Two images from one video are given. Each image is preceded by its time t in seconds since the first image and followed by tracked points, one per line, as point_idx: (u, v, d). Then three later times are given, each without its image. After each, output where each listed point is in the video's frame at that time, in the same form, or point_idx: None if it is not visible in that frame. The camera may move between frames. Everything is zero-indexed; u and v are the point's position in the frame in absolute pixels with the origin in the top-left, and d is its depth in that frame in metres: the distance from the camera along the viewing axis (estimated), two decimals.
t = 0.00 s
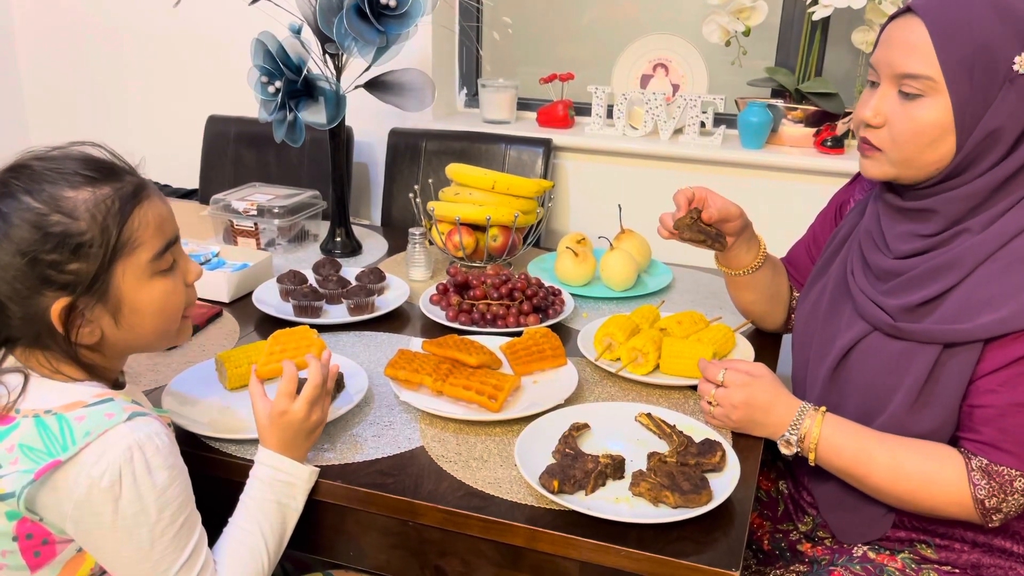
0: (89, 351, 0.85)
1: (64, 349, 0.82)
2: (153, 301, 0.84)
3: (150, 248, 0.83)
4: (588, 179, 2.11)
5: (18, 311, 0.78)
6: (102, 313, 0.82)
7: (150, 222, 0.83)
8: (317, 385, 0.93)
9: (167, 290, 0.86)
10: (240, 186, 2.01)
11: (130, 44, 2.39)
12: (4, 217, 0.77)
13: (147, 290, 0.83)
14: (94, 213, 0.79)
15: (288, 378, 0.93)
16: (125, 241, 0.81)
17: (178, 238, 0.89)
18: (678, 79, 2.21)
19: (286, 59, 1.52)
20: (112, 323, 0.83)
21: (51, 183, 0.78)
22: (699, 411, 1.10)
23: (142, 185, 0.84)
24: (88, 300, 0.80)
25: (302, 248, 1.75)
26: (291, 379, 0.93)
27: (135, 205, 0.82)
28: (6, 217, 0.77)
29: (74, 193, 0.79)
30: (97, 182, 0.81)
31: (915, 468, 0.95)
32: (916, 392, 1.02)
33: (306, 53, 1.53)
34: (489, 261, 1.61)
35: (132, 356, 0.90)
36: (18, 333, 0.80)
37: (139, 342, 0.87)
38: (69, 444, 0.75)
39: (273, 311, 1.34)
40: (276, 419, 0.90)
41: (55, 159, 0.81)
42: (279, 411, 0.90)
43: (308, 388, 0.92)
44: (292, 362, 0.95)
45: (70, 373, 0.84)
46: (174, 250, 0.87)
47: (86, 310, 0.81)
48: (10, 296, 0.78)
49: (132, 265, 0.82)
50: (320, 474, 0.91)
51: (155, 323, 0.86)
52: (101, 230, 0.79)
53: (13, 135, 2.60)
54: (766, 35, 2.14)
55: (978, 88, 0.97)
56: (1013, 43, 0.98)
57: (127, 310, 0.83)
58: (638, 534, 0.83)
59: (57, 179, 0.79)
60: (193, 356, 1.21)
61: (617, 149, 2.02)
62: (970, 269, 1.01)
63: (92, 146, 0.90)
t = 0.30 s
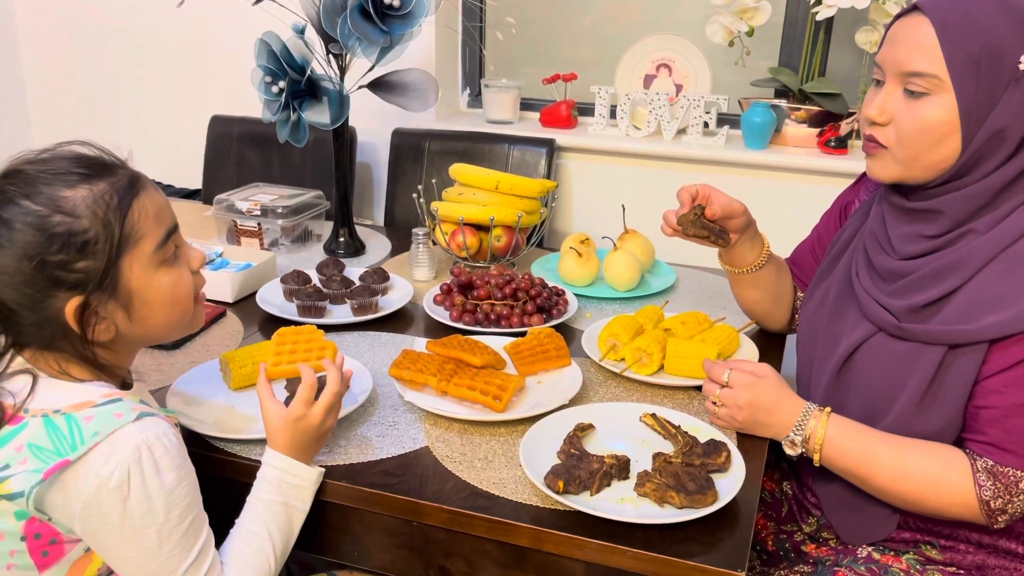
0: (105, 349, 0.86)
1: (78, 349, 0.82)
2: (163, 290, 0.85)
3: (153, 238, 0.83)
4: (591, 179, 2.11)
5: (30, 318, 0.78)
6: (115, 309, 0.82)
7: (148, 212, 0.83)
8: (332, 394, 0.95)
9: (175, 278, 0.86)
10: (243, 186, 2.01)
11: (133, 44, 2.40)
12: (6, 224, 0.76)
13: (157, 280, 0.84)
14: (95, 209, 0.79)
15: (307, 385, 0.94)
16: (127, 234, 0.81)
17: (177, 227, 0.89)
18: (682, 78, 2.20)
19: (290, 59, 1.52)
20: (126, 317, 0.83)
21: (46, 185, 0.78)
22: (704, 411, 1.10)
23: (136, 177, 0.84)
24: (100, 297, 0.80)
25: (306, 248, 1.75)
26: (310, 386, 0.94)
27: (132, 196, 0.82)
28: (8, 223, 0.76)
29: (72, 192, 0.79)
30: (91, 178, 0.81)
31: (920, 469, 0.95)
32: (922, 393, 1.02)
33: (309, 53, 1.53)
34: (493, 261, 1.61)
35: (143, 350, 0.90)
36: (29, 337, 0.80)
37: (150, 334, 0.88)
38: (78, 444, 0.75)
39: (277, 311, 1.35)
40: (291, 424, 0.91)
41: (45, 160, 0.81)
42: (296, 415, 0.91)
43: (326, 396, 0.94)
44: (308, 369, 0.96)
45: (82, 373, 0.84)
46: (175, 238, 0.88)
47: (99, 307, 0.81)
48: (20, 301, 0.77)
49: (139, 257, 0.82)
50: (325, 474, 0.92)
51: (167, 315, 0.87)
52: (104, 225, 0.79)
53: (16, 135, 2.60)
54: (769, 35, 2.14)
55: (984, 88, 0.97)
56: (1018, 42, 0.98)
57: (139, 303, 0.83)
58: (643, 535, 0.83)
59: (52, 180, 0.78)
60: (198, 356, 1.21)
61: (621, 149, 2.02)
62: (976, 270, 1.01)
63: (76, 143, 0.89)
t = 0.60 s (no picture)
0: (104, 351, 0.85)
1: (77, 350, 0.82)
2: (165, 295, 0.85)
3: (158, 243, 0.84)
4: (592, 181, 2.11)
5: (32, 315, 0.78)
6: (115, 310, 0.82)
7: (155, 218, 0.84)
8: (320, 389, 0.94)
9: (177, 285, 0.86)
10: (244, 188, 2.01)
11: (134, 45, 2.40)
12: (15, 219, 0.77)
13: (158, 285, 0.84)
14: (103, 210, 0.79)
15: (291, 384, 0.93)
16: (133, 237, 0.81)
17: (182, 235, 0.89)
18: (682, 80, 2.20)
19: (291, 61, 1.52)
20: (126, 320, 0.83)
21: (56, 184, 0.79)
22: (704, 414, 1.10)
23: (145, 182, 0.85)
24: (102, 298, 0.80)
25: (307, 250, 1.75)
26: (294, 386, 0.94)
27: (140, 201, 0.82)
28: (16, 219, 0.77)
29: (81, 192, 0.79)
30: (102, 180, 0.81)
31: (919, 472, 0.95)
32: (922, 397, 1.02)
33: (310, 55, 1.54)
34: (494, 263, 1.61)
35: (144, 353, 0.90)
36: (30, 336, 0.80)
37: (150, 337, 0.88)
38: (78, 446, 0.75)
39: (278, 313, 1.34)
40: (279, 424, 0.91)
41: (57, 160, 0.81)
42: (281, 415, 0.91)
43: (311, 393, 0.93)
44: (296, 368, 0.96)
45: (83, 376, 0.84)
46: (179, 246, 0.88)
47: (100, 308, 0.81)
48: (22, 300, 0.78)
49: (142, 261, 0.82)
50: (325, 477, 0.92)
51: (168, 320, 0.86)
52: (111, 227, 0.79)
53: (17, 137, 2.60)
54: (770, 37, 2.14)
55: (983, 91, 0.97)
56: (1018, 45, 0.97)
57: (139, 306, 0.83)
58: (644, 537, 0.83)
59: (63, 179, 0.79)
60: (199, 358, 1.21)
61: (622, 151, 2.02)
62: (976, 274, 1.01)
63: (89, 147, 0.89)
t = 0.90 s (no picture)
0: (102, 351, 0.85)
1: (76, 351, 0.82)
2: (163, 297, 0.84)
3: (156, 242, 0.83)
4: (593, 182, 2.11)
5: (30, 314, 0.79)
6: (112, 311, 0.82)
7: (154, 217, 0.83)
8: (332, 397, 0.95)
9: (176, 285, 0.86)
10: (245, 189, 2.01)
11: (136, 47, 2.40)
12: (14, 219, 0.77)
13: (157, 286, 0.84)
14: (100, 210, 0.79)
15: (307, 388, 0.93)
16: (131, 237, 0.81)
17: (184, 234, 0.89)
18: (683, 81, 2.20)
19: (291, 62, 1.52)
20: (124, 320, 0.83)
21: (56, 184, 0.79)
22: (705, 415, 1.10)
23: (146, 182, 0.85)
24: (98, 297, 0.80)
25: (307, 251, 1.75)
26: (310, 390, 0.94)
27: (138, 201, 0.82)
28: (15, 219, 0.77)
29: (80, 193, 0.79)
30: (101, 180, 0.81)
31: (920, 476, 0.95)
32: (923, 402, 1.02)
33: (311, 56, 1.54)
34: (494, 264, 1.61)
35: (145, 355, 0.90)
36: (28, 335, 0.80)
37: (151, 341, 0.87)
38: (79, 447, 0.75)
39: (279, 314, 1.34)
40: (291, 427, 0.91)
41: (59, 161, 0.82)
42: (295, 419, 0.91)
43: (326, 400, 0.93)
44: (311, 372, 0.96)
45: (85, 377, 0.84)
46: (181, 245, 0.87)
47: (96, 308, 0.81)
48: (22, 298, 0.78)
49: (139, 261, 0.82)
50: (326, 478, 0.92)
51: (166, 321, 0.86)
52: (108, 226, 0.79)
53: (19, 137, 2.61)
54: (771, 38, 2.14)
55: (979, 95, 0.97)
56: (1016, 48, 0.97)
57: (137, 306, 0.83)
58: (645, 539, 0.83)
59: (63, 180, 0.79)
60: (199, 359, 1.21)
61: (622, 152, 2.02)
62: (978, 280, 1.01)
63: (95, 148, 0.90)
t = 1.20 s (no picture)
0: (100, 350, 0.85)
1: (76, 350, 0.82)
2: (165, 301, 0.84)
3: (162, 248, 0.83)
4: (593, 182, 2.11)
5: (29, 309, 0.79)
6: (112, 312, 0.82)
7: (162, 223, 0.84)
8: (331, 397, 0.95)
9: (178, 292, 0.86)
10: (245, 188, 2.01)
11: (136, 46, 2.40)
12: (22, 212, 0.77)
13: (158, 290, 0.84)
14: (109, 211, 0.79)
15: (306, 388, 0.94)
16: (137, 240, 0.81)
17: (190, 241, 0.89)
18: (683, 81, 2.20)
19: (291, 61, 1.52)
20: (123, 321, 0.83)
21: (68, 181, 0.79)
22: (705, 415, 1.10)
23: (157, 188, 0.85)
24: (99, 297, 0.80)
25: (307, 250, 1.75)
26: (309, 390, 0.94)
27: (148, 206, 0.82)
28: (24, 213, 0.77)
29: (91, 192, 0.79)
30: (113, 182, 0.81)
31: (920, 478, 0.95)
32: (923, 405, 1.02)
33: (312, 56, 1.54)
34: (494, 263, 1.61)
35: (145, 356, 0.90)
36: (28, 331, 0.80)
37: (149, 343, 0.87)
38: (79, 447, 0.75)
39: (279, 313, 1.34)
40: (290, 427, 0.91)
41: (73, 159, 0.82)
42: (294, 419, 0.91)
43: (325, 400, 0.93)
44: (310, 372, 0.96)
45: (84, 376, 0.84)
46: (186, 252, 0.88)
47: (97, 309, 0.80)
48: (22, 293, 0.78)
49: (144, 265, 0.82)
50: (326, 478, 0.92)
51: (166, 325, 0.86)
52: (115, 227, 0.79)
53: (19, 137, 2.61)
54: (771, 38, 2.14)
55: (971, 100, 0.97)
56: (1008, 51, 0.97)
57: (137, 308, 0.83)
58: (645, 539, 0.83)
59: (75, 178, 0.80)
60: (199, 359, 1.21)
61: (622, 152, 2.02)
62: (978, 283, 1.01)
63: (108, 149, 0.90)
